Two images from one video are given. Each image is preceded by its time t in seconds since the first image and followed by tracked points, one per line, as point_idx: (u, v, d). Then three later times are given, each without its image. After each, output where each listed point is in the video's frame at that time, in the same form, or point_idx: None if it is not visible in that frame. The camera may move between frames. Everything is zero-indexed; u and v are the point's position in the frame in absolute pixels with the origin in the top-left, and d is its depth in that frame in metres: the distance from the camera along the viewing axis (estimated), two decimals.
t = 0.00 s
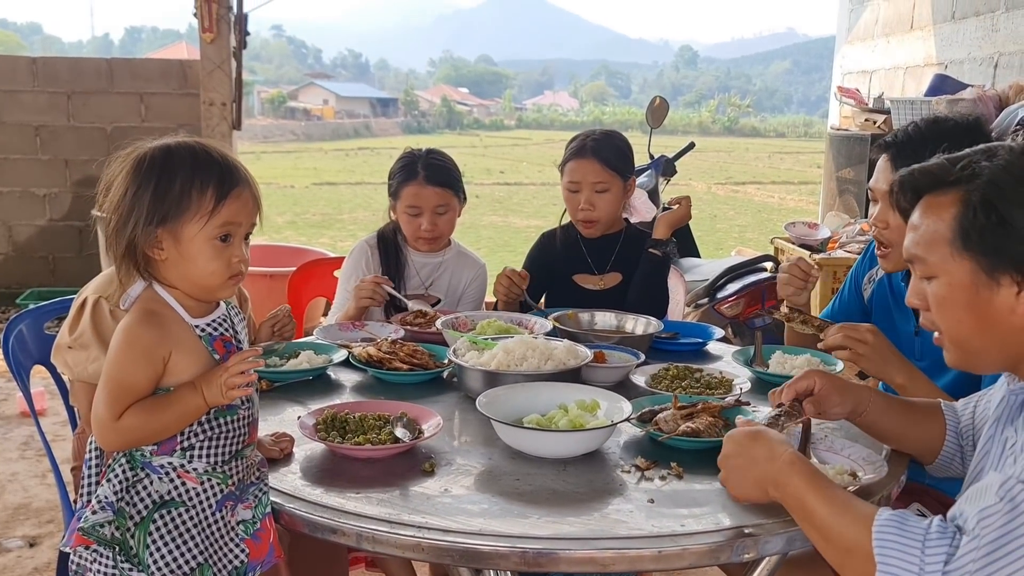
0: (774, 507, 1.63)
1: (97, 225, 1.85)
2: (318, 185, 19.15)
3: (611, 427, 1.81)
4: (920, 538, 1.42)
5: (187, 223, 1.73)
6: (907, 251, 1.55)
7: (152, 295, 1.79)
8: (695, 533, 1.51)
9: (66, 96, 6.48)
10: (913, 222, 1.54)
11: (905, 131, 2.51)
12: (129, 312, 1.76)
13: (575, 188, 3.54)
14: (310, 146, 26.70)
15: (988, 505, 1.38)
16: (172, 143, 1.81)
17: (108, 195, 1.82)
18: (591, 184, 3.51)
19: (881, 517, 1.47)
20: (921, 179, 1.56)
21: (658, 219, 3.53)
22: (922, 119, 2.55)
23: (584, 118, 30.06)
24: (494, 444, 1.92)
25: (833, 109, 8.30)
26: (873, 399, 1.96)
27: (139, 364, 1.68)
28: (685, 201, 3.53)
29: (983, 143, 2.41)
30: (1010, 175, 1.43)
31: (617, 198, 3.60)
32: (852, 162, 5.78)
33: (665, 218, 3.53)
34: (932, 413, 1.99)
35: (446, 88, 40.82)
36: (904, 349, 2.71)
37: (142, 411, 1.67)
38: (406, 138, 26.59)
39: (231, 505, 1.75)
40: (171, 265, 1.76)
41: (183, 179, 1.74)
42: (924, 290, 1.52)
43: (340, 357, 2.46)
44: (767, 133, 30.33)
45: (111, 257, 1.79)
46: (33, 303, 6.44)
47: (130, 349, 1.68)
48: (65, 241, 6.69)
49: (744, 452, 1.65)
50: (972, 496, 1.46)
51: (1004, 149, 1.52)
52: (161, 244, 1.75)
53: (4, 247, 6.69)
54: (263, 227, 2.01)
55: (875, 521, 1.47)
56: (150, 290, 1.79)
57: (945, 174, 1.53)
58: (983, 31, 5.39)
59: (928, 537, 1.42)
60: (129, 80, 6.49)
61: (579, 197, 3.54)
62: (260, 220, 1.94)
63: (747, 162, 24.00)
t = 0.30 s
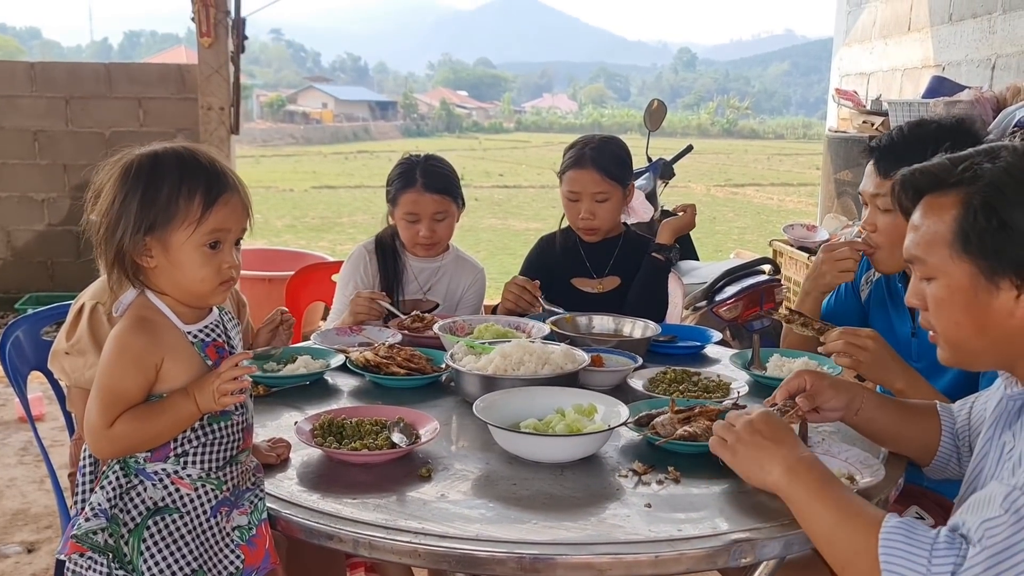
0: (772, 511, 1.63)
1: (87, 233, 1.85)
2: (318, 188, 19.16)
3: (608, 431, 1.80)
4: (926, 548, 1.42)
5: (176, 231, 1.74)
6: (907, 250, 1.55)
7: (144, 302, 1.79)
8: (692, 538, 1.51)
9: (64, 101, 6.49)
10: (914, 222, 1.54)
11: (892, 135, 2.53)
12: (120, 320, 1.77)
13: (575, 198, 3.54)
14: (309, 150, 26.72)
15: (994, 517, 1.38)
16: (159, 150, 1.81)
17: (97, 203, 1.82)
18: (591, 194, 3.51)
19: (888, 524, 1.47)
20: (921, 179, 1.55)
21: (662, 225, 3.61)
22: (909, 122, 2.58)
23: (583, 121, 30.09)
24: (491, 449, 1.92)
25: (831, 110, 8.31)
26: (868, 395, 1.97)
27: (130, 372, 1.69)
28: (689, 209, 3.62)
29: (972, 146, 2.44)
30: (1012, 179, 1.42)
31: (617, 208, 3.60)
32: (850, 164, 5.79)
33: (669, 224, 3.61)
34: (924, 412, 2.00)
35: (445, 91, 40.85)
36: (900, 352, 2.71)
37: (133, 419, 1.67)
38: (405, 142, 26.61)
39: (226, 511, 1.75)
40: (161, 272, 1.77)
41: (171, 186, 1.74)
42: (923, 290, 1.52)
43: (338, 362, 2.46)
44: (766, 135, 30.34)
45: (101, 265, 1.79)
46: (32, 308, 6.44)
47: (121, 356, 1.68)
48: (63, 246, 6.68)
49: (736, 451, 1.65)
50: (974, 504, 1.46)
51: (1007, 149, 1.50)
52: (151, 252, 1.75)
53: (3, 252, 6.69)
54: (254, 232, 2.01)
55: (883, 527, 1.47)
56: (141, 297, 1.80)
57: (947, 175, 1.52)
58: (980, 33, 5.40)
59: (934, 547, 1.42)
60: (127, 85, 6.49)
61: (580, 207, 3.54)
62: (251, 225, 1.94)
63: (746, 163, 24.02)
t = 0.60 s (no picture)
0: (769, 514, 1.63)
1: (79, 236, 1.85)
2: (316, 192, 19.16)
3: (604, 435, 1.80)
4: (925, 550, 1.41)
5: (167, 234, 1.73)
6: (911, 252, 1.50)
7: (135, 306, 1.79)
8: (689, 542, 1.50)
9: (62, 105, 6.48)
10: (918, 223, 1.50)
11: (883, 141, 2.53)
12: (111, 323, 1.76)
13: (572, 203, 3.56)
14: (307, 154, 26.71)
15: (994, 520, 1.37)
16: (152, 152, 1.81)
17: (89, 206, 1.81)
18: (589, 199, 3.52)
19: (887, 527, 1.46)
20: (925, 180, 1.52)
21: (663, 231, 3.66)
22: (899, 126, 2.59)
23: (581, 124, 30.13)
24: (488, 453, 1.91)
25: (828, 114, 8.32)
26: (863, 403, 1.97)
27: (121, 375, 1.68)
28: (690, 215, 3.65)
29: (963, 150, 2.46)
30: (1016, 183, 1.37)
31: (615, 212, 3.60)
32: (847, 167, 5.79)
33: (670, 230, 3.66)
34: (924, 417, 1.98)
35: (444, 95, 40.85)
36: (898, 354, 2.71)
37: (123, 422, 1.66)
38: (404, 145, 26.62)
39: (220, 515, 1.75)
40: (153, 275, 1.76)
41: (162, 189, 1.74)
42: (926, 292, 1.48)
43: (334, 366, 2.45)
44: (764, 138, 30.36)
45: (92, 268, 1.79)
46: (29, 313, 6.43)
47: (111, 360, 1.68)
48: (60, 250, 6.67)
49: (736, 452, 1.65)
50: (975, 509, 1.45)
51: (1014, 152, 1.45)
52: (142, 255, 1.75)
53: None
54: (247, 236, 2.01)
55: (881, 531, 1.46)
56: (133, 300, 1.79)
57: (950, 178, 1.48)
58: (977, 36, 5.41)
59: (933, 550, 1.41)
60: (124, 89, 6.49)
61: (578, 212, 3.55)
62: (243, 228, 1.93)
63: (744, 166, 24.05)
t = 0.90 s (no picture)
0: (765, 515, 1.63)
1: (77, 238, 1.84)
2: (315, 195, 19.16)
3: (601, 436, 1.80)
4: (926, 555, 1.41)
5: (164, 236, 1.73)
6: (909, 254, 1.50)
7: (132, 308, 1.79)
8: (685, 543, 1.50)
9: (59, 109, 6.48)
10: (916, 226, 1.49)
11: (865, 149, 2.51)
12: (109, 326, 1.76)
13: (570, 206, 3.56)
14: (306, 157, 26.70)
15: (996, 523, 1.36)
16: (150, 155, 1.81)
17: (87, 208, 1.81)
18: (588, 202, 3.52)
19: (888, 534, 1.46)
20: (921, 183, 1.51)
21: (661, 235, 3.62)
22: (879, 134, 2.57)
23: (579, 126, 30.14)
24: (485, 455, 1.91)
25: (826, 114, 8.32)
26: (864, 409, 1.94)
27: (117, 377, 1.68)
28: (690, 218, 3.63)
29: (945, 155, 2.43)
30: (1011, 186, 1.37)
31: (613, 214, 3.60)
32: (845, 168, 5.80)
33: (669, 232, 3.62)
34: (923, 420, 1.98)
35: (442, 98, 40.85)
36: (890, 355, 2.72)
37: (119, 425, 1.66)
38: (403, 148, 26.64)
39: (215, 518, 1.73)
40: (150, 278, 1.76)
41: (160, 192, 1.74)
42: (925, 294, 1.47)
43: (331, 368, 2.45)
44: (762, 140, 30.36)
45: (90, 270, 1.79)
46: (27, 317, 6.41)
47: (108, 362, 1.68)
48: (58, 254, 6.67)
49: (741, 456, 1.63)
50: (978, 514, 1.45)
51: (1009, 154, 1.45)
52: (139, 257, 1.74)
53: None
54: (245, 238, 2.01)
55: (882, 537, 1.46)
56: (130, 302, 1.79)
57: (947, 180, 1.47)
58: (974, 36, 5.41)
59: (934, 554, 1.41)
60: (122, 93, 6.49)
61: (577, 215, 3.54)
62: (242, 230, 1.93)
63: (743, 168, 24.08)
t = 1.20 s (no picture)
0: (764, 519, 1.62)
1: (79, 243, 1.84)
2: (314, 200, 19.16)
3: (601, 440, 1.80)
4: (915, 553, 1.41)
5: (167, 242, 1.73)
6: (910, 254, 1.50)
7: (134, 314, 1.79)
8: (685, 547, 1.50)
9: (58, 114, 6.48)
10: (917, 226, 1.49)
11: (852, 156, 2.50)
12: (110, 331, 1.76)
13: (570, 211, 3.57)
14: (305, 161, 26.71)
15: (988, 521, 1.35)
16: (153, 160, 1.81)
17: (90, 213, 1.81)
18: (587, 207, 3.53)
19: (877, 535, 1.45)
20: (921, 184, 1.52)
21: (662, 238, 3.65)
22: (866, 140, 2.56)
23: (578, 131, 30.19)
24: (485, 459, 1.91)
25: (824, 118, 8.34)
26: (863, 414, 1.94)
27: (119, 383, 1.68)
28: (691, 222, 3.62)
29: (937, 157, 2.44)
30: (1010, 186, 1.37)
31: (612, 220, 3.60)
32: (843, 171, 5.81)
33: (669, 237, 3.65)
34: (922, 424, 1.98)
35: (441, 102, 40.90)
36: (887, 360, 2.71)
37: (119, 431, 1.65)
38: (402, 152, 26.66)
39: (215, 524, 1.74)
40: (153, 283, 1.76)
41: (163, 197, 1.74)
42: (925, 294, 1.47)
43: (331, 372, 2.45)
44: (761, 143, 30.43)
45: (92, 276, 1.79)
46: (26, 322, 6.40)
47: (110, 366, 1.68)
48: (58, 259, 6.66)
49: (737, 453, 1.64)
50: (971, 513, 1.43)
51: (1009, 154, 1.45)
52: (142, 262, 1.74)
53: None
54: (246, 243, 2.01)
55: (872, 540, 1.45)
56: (132, 308, 1.79)
57: (946, 180, 1.48)
58: (972, 40, 5.43)
59: (924, 552, 1.40)
60: (121, 98, 6.49)
61: (576, 220, 3.56)
62: (244, 235, 1.93)
63: (742, 171, 24.12)
